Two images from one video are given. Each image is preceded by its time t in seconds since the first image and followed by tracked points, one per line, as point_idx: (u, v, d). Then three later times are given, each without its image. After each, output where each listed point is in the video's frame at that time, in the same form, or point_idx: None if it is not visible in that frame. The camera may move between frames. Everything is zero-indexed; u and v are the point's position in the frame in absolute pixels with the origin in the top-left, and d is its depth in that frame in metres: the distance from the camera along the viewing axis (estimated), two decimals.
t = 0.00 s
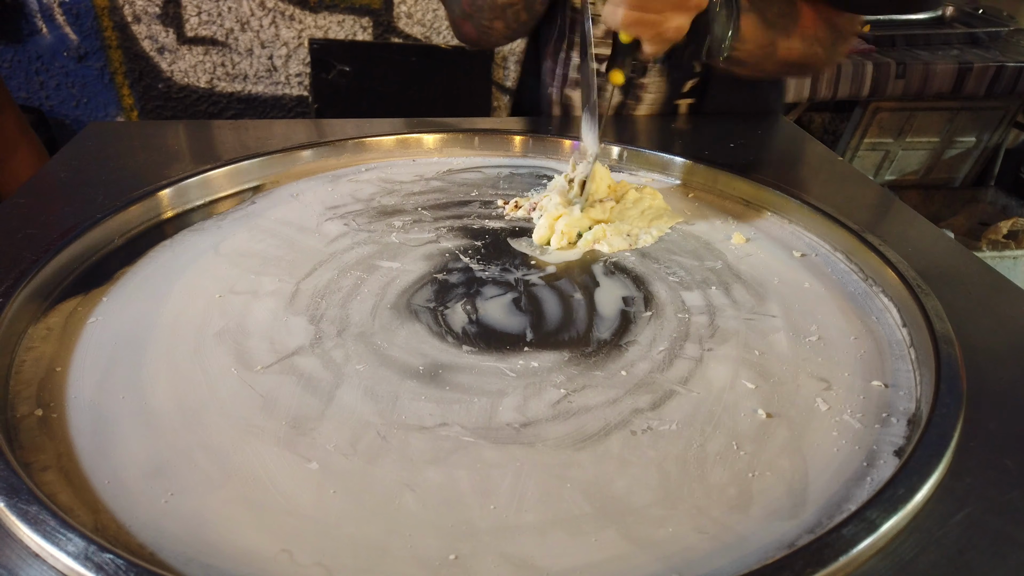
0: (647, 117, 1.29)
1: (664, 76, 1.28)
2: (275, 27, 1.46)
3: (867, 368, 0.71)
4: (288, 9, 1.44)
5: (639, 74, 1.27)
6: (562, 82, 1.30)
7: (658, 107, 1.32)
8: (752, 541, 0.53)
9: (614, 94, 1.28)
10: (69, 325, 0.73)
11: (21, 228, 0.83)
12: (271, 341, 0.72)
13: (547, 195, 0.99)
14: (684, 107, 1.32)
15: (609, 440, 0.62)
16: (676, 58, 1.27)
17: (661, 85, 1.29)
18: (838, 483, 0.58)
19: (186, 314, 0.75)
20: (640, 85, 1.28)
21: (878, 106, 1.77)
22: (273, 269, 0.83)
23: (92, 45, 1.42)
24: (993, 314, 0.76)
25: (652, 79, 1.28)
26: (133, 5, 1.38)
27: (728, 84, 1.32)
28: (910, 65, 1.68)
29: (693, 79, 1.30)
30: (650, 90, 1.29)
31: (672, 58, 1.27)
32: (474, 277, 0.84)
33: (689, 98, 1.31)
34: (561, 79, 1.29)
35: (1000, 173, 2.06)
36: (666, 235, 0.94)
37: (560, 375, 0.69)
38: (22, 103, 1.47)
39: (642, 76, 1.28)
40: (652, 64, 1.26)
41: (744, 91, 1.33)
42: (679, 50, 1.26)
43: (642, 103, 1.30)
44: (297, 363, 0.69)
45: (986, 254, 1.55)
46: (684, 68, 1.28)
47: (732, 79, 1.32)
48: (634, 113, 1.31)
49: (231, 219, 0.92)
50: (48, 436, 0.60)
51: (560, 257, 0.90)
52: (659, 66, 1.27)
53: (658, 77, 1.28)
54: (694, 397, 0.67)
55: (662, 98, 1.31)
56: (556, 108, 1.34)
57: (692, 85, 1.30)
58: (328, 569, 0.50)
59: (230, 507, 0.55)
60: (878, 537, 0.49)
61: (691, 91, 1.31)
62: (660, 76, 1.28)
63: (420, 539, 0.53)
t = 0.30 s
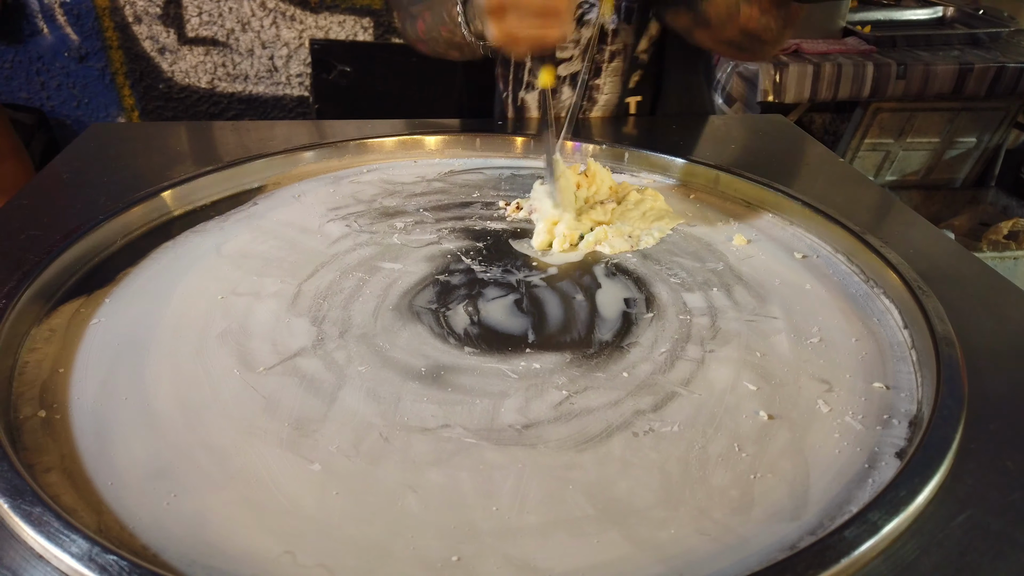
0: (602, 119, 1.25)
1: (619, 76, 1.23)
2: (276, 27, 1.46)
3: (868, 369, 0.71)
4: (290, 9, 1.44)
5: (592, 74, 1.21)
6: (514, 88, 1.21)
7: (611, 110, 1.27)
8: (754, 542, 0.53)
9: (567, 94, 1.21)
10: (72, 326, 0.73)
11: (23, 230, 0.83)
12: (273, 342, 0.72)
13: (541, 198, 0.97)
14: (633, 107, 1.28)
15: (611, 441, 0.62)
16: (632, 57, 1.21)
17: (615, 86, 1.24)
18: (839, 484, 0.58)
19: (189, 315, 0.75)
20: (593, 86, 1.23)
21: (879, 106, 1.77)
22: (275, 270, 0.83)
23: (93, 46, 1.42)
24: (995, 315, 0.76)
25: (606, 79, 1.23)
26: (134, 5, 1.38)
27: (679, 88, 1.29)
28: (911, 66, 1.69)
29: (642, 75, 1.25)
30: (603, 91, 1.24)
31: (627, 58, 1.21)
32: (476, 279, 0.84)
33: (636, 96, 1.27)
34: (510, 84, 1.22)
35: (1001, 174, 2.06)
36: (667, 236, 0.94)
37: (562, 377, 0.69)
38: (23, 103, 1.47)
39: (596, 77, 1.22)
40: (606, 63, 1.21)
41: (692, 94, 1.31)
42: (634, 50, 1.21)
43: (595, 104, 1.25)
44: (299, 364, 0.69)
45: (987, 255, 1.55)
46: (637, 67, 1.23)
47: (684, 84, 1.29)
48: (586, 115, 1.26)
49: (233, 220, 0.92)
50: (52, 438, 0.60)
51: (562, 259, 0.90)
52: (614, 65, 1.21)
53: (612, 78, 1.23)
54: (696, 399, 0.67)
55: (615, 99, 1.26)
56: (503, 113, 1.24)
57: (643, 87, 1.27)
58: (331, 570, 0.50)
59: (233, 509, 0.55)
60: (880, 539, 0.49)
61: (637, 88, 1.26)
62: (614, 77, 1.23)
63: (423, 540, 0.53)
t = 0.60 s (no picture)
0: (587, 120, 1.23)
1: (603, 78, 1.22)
2: (276, 27, 1.46)
3: (868, 370, 0.71)
4: (290, 9, 1.44)
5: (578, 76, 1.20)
6: (499, 89, 1.21)
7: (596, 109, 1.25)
8: (755, 543, 0.53)
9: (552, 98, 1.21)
10: (73, 327, 0.73)
11: (24, 230, 0.83)
12: (275, 343, 0.72)
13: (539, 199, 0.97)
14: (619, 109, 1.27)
15: (612, 442, 0.62)
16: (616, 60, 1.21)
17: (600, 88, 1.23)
18: (841, 486, 0.58)
19: (190, 316, 0.75)
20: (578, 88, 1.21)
21: (880, 107, 1.77)
22: (276, 271, 0.83)
23: (94, 46, 1.42)
24: (995, 316, 0.76)
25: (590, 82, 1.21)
26: (134, 5, 1.38)
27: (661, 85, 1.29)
28: (912, 66, 1.69)
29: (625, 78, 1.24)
30: (588, 94, 1.22)
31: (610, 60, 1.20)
32: (477, 279, 0.85)
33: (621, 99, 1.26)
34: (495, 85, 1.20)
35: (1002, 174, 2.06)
36: (668, 237, 0.94)
37: (563, 378, 0.69)
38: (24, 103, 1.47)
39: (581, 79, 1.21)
40: (589, 65, 1.19)
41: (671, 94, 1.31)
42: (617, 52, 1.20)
43: (579, 106, 1.23)
44: (301, 365, 0.70)
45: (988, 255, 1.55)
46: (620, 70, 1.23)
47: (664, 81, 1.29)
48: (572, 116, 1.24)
49: (234, 220, 0.92)
50: (54, 438, 0.60)
51: (564, 260, 0.90)
52: (598, 67, 1.20)
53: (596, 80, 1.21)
54: (697, 400, 0.67)
55: (600, 99, 1.24)
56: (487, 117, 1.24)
57: (629, 90, 1.26)
58: (332, 570, 0.50)
59: (234, 510, 0.55)
60: (881, 540, 0.49)
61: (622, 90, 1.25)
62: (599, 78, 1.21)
63: (424, 541, 0.53)
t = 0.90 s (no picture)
0: (581, 121, 1.25)
1: (596, 79, 1.22)
2: (277, 27, 1.46)
3: (869, 370, 0.71)
4: (291, 9, 1.44)
5: (571, 78, 1.20)
6: (493, 93, 1.19)
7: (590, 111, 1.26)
8: (756, 544, 0.53)
9: (545, 99, 1.19)
10: (73, 327, 0.73)
11: (23, 230, 0.83)
12: (275, 343, 0.72)
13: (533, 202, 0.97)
14: (614, 111, 1.27)
15: (613, 443, 0.62)
16: (609, 61, 1.20)
17: (593, 90, 1.23)
18: (842, 486, 0.58)
19: (190, 316, 0.75)
20: (572, 90, 1.22)
21: (880, 107, 1.77)
22: (276, 271, 0.83)
23: (94, 46, 1.42)
24: (998, 317, 0.76)
25: (584, 83, 1.22)
26: (134, 5, 1.38)
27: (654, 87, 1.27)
28: (913, 66, 1.69)
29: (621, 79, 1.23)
30: (582, 95, 1.23)
31: (603, 61, 1.19)
32: (477, 280, 0.84)
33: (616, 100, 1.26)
34: (488, 89, 1.19)
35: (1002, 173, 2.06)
36: (668, 237, 0.94)
37: (564, 378, 0.69)
38: (24, 103, 1.47)
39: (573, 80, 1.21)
40: (582, 67, 1.19)
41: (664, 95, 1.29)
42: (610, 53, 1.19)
43: (573, 107, 1.24)
44: (301, 365, 0.69)
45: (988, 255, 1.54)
46: (613, 72, 1.22)
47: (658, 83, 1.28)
48: (566, 117, 1.25)
49: (234, 221, 0.92)
50: (53, 439, 0.60)
51: (565, 260, 0.90)
52: (591, 69, 1.20)
53: (590, 82, 1.22)
54: (698, 400, 0.67)
55: (594, 101, 1.24)
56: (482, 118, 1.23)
57: (623, 91, 1.25)
58: (331, 571, 0.50)
59: (234, 510, 0.55)
60: (883, 541, 0.49)
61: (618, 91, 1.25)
62: (592, 80, 1.22)
63: (424, 541, 0.53)
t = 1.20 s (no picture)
0: (581, 120, 1.22)
1: (595, 79, 1.22)
2: (276, 27, 1.46)
3: (868, 371, 0.71)
4: (290, 9, 1.44)
5: (570, 78, 1.21)
6: (492, 95, 1.20)
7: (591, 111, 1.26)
8: (753, 545, 0.53)
9: (544, 100, 1.21)
10: (70, 327, 0.73)
11: (22, 230, 0.83)
12: (272, 344, 0.72)
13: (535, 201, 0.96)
14: (613, 111, 1.26)
15: (610, 444, 0.61)
16: (607, 62, 1.22)
17: (592, 91, 1.23)
18: (840, 487, 0.58)
19: (187, 316, 0.75)
20: (570, 90, 1.22)
21: (880, 107, 1.77)
22: (274, 271, 0.83)
23: (94, 45, 1.42)
24: (997, 317, 0.76)
25: (582, 83, 1.22)
26: (134, 5, 1.38)
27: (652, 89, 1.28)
28: (912, 66, 1.69)
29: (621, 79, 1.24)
30: (580, 95, 1.23)
31: (601, 62, 1.21)
32: (475, 280, 0.84)
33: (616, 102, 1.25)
34: (487, 93, 1.20)
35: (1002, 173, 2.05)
36: (667, 237, 0.94)
37: (561, 379, 0.69)
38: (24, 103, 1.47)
39: (572, 80, 1.21)
40: (581, 67, 1.21)
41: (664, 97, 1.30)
42: (608, 55, 1.21)
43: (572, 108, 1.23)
44: (298, 366, 0.69)
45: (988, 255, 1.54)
46: (612, 73, 1.23)
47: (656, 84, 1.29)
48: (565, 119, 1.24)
49: (232, 220, 0.92)
50: (49, 439, 0.60)
51: (563, 260, 0.89)
52: (589, 69, 1.21)
53: (589, 82, 1.22)
54: (695, 400, 0.67)
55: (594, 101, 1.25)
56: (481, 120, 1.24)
57: (624, 93, 1.26)
58: (327, 572, 0.50)
59: (230, 511, 0.55)
60: (880, 542, 0.49)
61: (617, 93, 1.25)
62: (591, 80, 1.22)
63: (420, 543, 0.53)
